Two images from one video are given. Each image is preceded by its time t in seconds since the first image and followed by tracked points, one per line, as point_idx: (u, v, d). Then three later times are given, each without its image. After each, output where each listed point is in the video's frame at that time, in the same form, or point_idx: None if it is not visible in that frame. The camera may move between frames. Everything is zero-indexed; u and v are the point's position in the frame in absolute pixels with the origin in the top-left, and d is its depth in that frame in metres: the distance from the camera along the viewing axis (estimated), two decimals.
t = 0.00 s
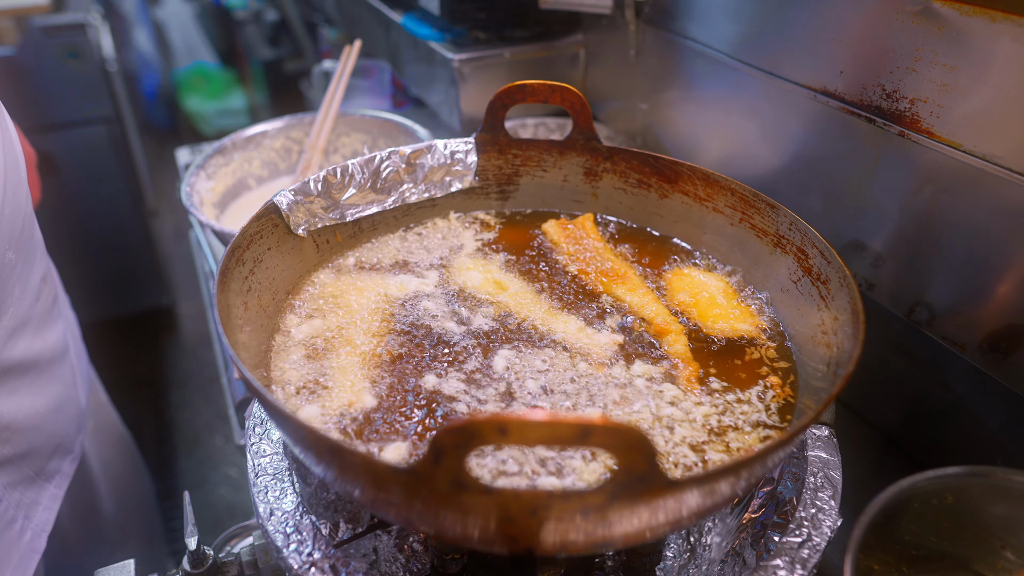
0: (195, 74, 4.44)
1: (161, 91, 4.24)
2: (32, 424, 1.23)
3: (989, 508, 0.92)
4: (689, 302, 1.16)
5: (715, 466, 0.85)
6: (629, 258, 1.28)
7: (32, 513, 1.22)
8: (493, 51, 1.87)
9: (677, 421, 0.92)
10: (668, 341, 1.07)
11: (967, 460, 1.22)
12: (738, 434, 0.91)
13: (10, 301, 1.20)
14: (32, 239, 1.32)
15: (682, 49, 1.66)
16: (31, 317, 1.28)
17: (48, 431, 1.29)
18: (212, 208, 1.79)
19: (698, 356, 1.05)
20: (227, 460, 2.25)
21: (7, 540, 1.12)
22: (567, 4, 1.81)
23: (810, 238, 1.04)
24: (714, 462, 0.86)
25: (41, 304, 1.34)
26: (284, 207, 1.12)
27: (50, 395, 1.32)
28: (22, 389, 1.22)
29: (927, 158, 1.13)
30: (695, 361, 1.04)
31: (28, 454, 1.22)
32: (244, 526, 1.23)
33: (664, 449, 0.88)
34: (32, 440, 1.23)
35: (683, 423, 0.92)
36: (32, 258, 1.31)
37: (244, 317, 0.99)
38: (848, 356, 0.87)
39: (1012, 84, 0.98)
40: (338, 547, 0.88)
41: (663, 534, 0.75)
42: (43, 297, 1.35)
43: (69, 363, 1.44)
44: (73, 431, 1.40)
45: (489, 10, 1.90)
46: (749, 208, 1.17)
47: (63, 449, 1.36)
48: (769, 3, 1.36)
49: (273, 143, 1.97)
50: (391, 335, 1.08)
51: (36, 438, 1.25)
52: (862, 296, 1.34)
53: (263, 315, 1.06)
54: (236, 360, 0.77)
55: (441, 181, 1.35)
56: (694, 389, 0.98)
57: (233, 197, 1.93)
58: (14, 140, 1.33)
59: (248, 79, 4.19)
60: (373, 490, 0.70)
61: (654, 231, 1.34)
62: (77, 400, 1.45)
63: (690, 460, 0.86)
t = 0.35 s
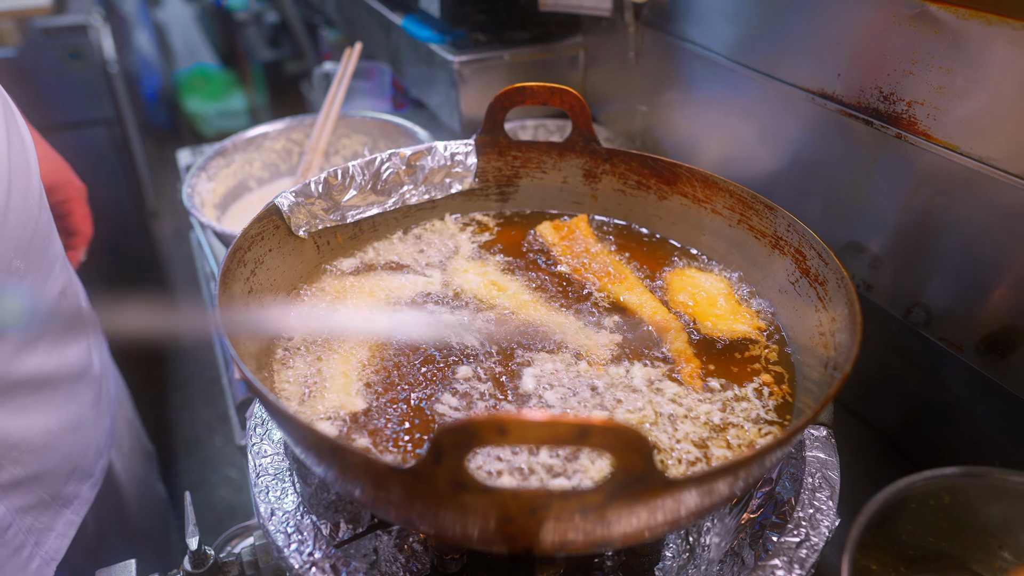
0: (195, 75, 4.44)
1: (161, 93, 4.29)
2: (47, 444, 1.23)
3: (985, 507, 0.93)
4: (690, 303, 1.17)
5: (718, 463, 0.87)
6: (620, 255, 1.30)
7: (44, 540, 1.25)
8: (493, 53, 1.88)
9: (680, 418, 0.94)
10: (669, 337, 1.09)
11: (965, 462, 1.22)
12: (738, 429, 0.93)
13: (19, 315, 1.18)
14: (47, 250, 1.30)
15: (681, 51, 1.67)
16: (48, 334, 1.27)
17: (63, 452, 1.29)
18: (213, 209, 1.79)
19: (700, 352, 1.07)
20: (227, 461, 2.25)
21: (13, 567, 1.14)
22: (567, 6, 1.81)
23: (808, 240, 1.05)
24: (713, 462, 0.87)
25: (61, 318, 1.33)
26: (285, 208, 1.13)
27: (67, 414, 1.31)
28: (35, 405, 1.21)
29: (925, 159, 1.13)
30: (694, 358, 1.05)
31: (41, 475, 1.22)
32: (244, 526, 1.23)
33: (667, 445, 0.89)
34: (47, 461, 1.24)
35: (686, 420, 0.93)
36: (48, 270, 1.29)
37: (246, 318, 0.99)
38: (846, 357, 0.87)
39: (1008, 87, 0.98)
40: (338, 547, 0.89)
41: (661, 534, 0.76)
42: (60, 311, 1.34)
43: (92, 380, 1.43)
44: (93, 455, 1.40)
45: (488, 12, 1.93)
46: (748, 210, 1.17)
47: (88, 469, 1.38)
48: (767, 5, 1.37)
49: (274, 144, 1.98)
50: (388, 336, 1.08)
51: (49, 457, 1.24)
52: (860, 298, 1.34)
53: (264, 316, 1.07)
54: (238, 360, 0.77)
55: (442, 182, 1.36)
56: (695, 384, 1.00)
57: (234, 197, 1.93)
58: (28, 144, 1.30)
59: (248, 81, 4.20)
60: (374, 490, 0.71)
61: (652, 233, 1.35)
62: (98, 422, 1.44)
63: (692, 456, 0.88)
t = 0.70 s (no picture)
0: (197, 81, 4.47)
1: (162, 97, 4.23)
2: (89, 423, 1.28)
3: (984, 513, 0.93)
4: (694, 310, 1.16)
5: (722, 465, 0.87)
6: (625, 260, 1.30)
7: (88, 521, 1.32)
8: (493, 60, 1.89)
9: (685, 418, 0.94)
10: (675, 337, 1.10)
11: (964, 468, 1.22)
12: (741, 428, 0.93)
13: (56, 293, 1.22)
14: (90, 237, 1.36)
15: (680, 57, 1.68)
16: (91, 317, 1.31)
17: (107, 432, 1.34)
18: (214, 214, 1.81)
19: (705, 352, 1.08)
20: (228, 466, 2.26)
21: (51, 544, 1.22)
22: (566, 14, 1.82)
23: (807, 246, 1.06)
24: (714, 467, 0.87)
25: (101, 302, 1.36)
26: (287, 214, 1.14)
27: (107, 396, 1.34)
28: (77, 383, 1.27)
29: (923, 166, 1.14)
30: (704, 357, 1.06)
31: (84, 452, 1.29)
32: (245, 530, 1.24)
33: (673, 446, 0.90)
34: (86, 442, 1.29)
35: (690, 421, 0.94)
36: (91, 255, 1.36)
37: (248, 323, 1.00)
38: (845, 362, 0.88)
39: (1006, 94, 0.99)
40: (338, 551, 0.89)
41: (661, 539, 0.76)
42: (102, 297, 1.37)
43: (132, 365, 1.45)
44: (141, 443, 1.46)
45: (489, 19, 1.91)
46: (747, 216, 1.18)
47: (133, 455, 1.44)
48: (766, 13, 1.38)
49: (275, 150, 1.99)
50: (389, 342, 1.09)
51: (91, 436, 1.30)
52: (859, 304, 1.35)
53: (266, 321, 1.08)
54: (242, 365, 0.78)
55: (443, 188, 1.37)
56: (706, 383, 1.00)
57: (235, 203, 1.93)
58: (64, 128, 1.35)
59: (250, 86, 4.21)
60: (375, 495, 0.71)
61: (653, 238, 1.36)
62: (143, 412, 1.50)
63: (697, 457, 0.88)
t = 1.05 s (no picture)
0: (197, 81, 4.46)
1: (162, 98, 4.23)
2: (138, 371, 1.36)
3: (984, 513, 0.93)
4: (687, 312, 1.17)
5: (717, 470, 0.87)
6: (616, 263, 1.31)
7: (132, 470, 1.42)
8: (494, 61, 1.89)
9: (682, 422, 0.94)
10: (665, 338, 1.10)
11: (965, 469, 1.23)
12: (739, 430, 0.94)
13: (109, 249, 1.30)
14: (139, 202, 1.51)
15: (681, 59, 1.68)
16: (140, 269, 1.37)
17: (151, 385, 1.41)
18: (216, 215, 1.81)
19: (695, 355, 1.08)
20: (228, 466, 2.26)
21: (100, 486, 1.32)
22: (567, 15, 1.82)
23: (809, 247, 1.06)
24: (713, 468, 0.87)
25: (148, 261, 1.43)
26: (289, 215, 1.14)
27: (152, 350, 1.41)
28: (126, 334, 1.34)
29: (924, 168, 1.14)
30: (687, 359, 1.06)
31: (131, 401, 1.36)
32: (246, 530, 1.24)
33: (674, 448, 0.90)
34: (132, 392, 1.36)
35: (688, 425, 0.94)
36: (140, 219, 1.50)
37: (250, 324, 1.00)
38: (845, 364, 0.88)
39: (1007, 96, 0.99)
40: (339, 551, 0.89)
41: (662, 539, 0.76)
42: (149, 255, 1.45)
43: (170, 328, 1.51)
44: (177, 402, 1.52)
45: (491, 20, 1.91)
46: (748, 217, 1.18)
47: (171, 413, 1.51)
48: (768, 14, 1.38)
49: (277, 151, 1.99)
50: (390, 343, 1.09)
51: (138, 388, 1.37)
52: (860, 305, 1.35)
53: (268, 321, 1.08)
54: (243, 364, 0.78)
55: (444, 189, 1.37)
56: (695, 390, 1.01)
57: (236, 204, 1.94)
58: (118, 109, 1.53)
59: (251, 87, 4.22)
60: (378, 494, 0.72)
61: (653, 240, 1.36)
62: (180, 373, 1.57)
63: (694, 462, 0.88)
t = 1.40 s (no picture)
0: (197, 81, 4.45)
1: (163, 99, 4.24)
2: (129, 373, 1.34)
3: (983, 512, 0.94)
4: (683, 304, 1.19)
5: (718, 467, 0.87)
6: (614, 262, 1.31)
7: (121, 470, 1.42)
8: (495, 61, 1.90)
9: (685, 417, 0.95)
10: (663, 337, 1.10)
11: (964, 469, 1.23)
12: (741, 421, 0.95)
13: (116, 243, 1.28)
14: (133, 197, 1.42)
15: (681, 59, 1.69)
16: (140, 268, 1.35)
17: (142, 385, 1.40)
18: (217, 215, 1.81)
19: (694, 353, 1.08)
20: (228, 467, 2.26)
21: (90, 483, 1.32)
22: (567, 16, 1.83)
23: (808, 247, 1.06)
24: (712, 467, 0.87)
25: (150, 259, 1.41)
26: (289, 214, 1.14)
27: (147, 351, 1.40)
28: (123, 334, 1.32)
29: (924, 168, 1.14)
30: (686, 357, 1.07)
31: (123, 400, 1.35)
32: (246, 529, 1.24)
33: (673, 447, 0.90)
34: (126, 392, 1.35)
35: (692, 420, 0.95)
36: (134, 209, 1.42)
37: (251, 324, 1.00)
38: (845, 363, 0.88)
39: (1006, 96, 0.99)
40: (340, 550, 0.90)
41: (662, 537, 0.76)
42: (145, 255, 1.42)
43: (164, 329, 1.50)
44: (165, 403, 1.53)
45: (491, 21, 1.91)
46: (748, 217, 1.18)
47: (159, 415, 1.51)
48: (768, 15, 1.38)
49: (278, 151, 2.00)
50: (390, 342, 1.09)
51: (130, 388, 1.36)
52: (859, 305, 1.35)
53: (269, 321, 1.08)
54: (243, 363, 0.78)
55: (445, 189, 1.37)
56: (690, 386, 1.01)
57: (237, 205, 1.94)
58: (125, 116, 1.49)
59: (251, 88, 4.22)
60: (378, 492, 0.72)
61: (653, 240, 1.36)
62: (169, 371, 1.56)
63: (696, 460, 0.88)
